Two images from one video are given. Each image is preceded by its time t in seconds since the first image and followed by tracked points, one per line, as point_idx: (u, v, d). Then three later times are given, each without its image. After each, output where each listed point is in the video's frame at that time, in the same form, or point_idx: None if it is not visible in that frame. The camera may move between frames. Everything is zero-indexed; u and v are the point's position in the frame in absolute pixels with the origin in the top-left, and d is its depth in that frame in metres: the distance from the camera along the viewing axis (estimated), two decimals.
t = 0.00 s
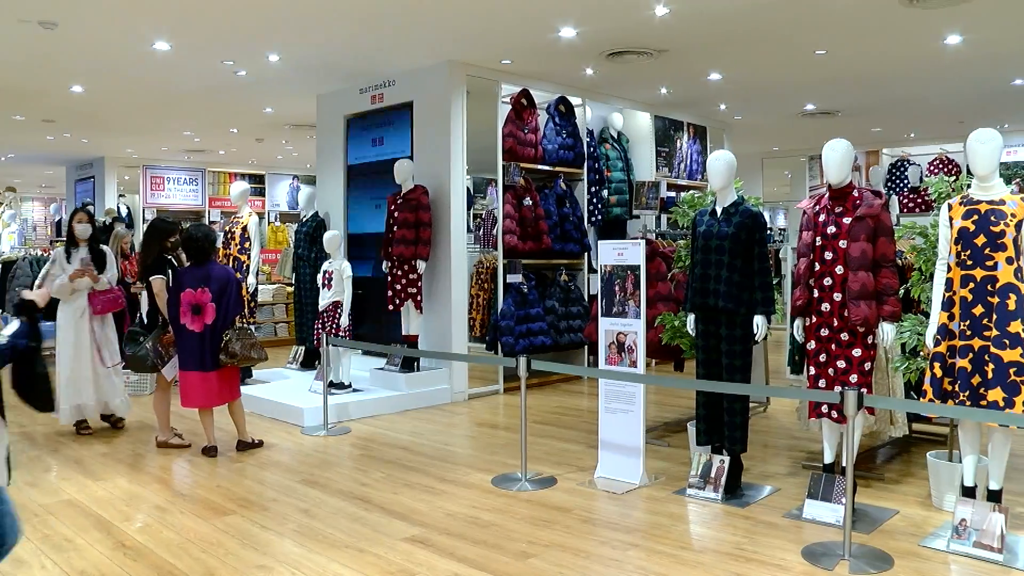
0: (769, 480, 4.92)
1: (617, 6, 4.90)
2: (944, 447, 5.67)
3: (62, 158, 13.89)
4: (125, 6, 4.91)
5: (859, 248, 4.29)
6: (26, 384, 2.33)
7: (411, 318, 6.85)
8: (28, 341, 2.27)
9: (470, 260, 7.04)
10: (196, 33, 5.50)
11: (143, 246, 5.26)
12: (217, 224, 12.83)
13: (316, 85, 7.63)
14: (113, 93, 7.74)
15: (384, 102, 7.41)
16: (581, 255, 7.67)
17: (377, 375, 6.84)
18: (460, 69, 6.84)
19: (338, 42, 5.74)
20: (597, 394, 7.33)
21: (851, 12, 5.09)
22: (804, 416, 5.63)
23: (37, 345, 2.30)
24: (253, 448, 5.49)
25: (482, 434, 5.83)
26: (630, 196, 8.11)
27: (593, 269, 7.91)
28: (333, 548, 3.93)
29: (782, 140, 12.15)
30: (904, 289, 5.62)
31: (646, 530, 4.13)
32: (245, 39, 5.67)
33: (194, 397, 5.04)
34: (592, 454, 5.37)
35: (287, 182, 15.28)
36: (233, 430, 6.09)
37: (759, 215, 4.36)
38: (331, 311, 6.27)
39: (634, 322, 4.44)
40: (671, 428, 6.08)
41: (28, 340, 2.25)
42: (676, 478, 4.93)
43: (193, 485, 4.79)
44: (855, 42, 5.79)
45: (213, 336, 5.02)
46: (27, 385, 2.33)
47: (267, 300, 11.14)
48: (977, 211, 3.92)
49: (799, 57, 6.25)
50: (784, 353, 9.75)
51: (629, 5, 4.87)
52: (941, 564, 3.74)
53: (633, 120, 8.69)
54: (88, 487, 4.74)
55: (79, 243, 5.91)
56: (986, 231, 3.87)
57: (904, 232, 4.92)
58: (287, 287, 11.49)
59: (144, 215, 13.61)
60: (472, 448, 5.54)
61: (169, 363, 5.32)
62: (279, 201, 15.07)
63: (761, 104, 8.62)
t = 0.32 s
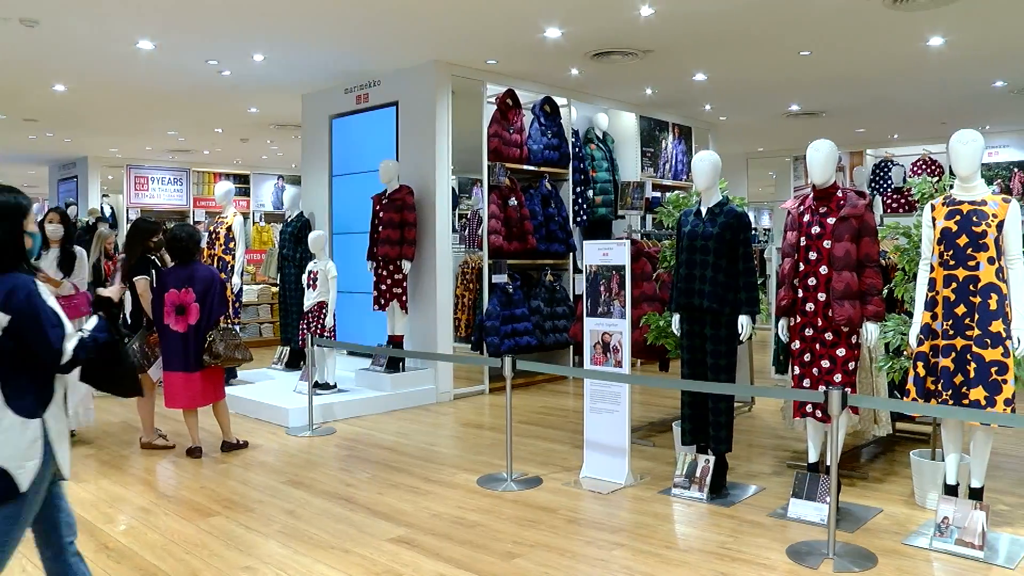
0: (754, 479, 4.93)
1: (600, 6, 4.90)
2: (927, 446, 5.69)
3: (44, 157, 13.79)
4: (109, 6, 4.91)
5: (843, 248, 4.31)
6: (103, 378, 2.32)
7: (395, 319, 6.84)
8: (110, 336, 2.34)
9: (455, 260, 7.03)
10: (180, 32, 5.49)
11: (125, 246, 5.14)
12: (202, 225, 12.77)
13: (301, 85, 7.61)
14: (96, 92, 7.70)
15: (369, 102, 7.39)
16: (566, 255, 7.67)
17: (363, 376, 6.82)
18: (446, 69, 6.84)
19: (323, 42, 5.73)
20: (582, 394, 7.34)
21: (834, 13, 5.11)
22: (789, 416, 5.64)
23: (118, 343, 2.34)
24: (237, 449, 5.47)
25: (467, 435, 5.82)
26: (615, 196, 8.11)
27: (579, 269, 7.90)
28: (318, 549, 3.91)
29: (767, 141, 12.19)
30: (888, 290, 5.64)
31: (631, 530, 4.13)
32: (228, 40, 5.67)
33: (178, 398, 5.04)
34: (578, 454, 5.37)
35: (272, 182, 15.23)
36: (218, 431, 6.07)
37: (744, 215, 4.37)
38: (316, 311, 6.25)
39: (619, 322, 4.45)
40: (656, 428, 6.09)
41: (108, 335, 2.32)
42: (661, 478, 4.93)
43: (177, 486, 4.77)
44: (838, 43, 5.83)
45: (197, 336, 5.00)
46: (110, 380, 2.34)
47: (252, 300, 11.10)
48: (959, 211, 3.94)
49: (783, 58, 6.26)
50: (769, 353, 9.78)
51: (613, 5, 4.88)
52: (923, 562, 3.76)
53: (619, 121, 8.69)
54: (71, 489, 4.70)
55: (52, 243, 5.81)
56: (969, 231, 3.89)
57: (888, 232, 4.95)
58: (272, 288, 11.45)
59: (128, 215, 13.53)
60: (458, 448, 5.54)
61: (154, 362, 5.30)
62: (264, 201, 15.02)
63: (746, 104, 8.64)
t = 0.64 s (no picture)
0: (739, 478, 4.95)
1: (584, 7, 4.90)
2: (910, 445, 5.73)
3: (26, 157, 13.68)
4: (92, 5, 4.89)
5: (827, 248, 4.33)
6: (152, 352, 2.61)
7: (381, 319, 6.82)
8: (167, 314, 2.63)
9: (441, 259, 7.03)
10: (163, 31, 5.46)
11: (108, 245, 5.05)
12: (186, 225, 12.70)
13: (286, 84, 7.59)
14: (78, 92, 7.67)
15: (355, 102, 7.38)
16: (551, 255, 7.67)
17: (348, 376, 6.81)
18: (431, 68, 6.83)
19: (309, 42, 5.73)
20: (567, 394, 7.34)
21: (817, 15, 5.14)
22: (773, 416, 5.66)
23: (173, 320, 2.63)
24: (222, 450, 5.44)
25: (452, 435, 5.82)
26: (601, 196, 8.11)
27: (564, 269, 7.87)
28: (302, 550, 3.90)
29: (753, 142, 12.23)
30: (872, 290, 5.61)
31: (617, 530, 4.14)
32: (212, 39, 5.66)
33: (161, 398, 5.06)
34: (563, 454, 5.37)
35: (258, 183, 15.15)
36: (203, 432, 6.03)
37: (729, 215, 4.38)
38: (300, 311, 6.24)
39: (604, 322, 4.46)
40: (642, 427, 6.09)
41: (164, 313, 2.61)
42: (646, 478, 4.94)
43: (162, 488, 4.74)
44: (822, 44, 5.85)
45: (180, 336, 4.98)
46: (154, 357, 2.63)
47: (237, 300, 11.05)
48: (942, 211, 3.96)
49: (768, 59, 6.28)
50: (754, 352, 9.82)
51: (597, 6, 4.88)
52: (907, 560, 3.79)
53: (604, 121, 8.70)
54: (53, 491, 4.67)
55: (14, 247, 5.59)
56: (951, 231, 3.91)
57: (872, 232, 4.99)
58: (257, 288, 11.40)
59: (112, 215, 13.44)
60: (443, 448, 5.53)
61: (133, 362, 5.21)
62: (249, 201, 14.97)
63: (732, 104, 8.67)
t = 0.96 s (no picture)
0: (722, 478, 4.97)
1: (567, 7, 4.90)
2: (891, 444, 5.76)
3: (7, 156, 13.56)
4: (73, 4, 4.86)
5: (810, 248, 4.34)
6: (208, 335, 2.82)
7: (364, 320, 6.83)
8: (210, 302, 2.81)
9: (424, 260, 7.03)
10: (146, 30, 5.43)
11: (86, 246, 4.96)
12: (169, 226, 12.63)
13: (269, 84, 7.56)
14: (60, 91, 7.61)
15: (338, 102, 7.36)
16: (535, 256, 7.68)
17: (332, 377, 6.78)
18: (415, 69, 6.82)
19: (295, 42, 5.71)
20: (551, 394, 7.35)
21: (799, 17, 5.16)
22: (757, 416, 5.68)
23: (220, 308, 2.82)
24: (205, 452, 5.41)
25: (436, 435, 5.81)
26: (585, 197, 8.11)
27: (547, 269, 7.87)
28: (286, 552, 3.89)
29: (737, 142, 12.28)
30: (854, 290, 5.63)
31: (601, 530, 4.14)
32: (196, 39, 5.63)
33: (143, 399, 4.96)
34: (546, 454, 5.38)
35: (240, 182, 15.27)
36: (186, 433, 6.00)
37: (712, 215, 4.39)
38: (284, 311, 6.22)
39: (588, 322, 4.46)
40: (625, 427, 6.10)
41: (211, 302, 2.81)
42: (630, 477, 4.95)
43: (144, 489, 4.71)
44: (805, 46, 5.88)
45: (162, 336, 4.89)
46: (208, 338, 2.84)
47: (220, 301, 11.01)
48: (923, 212, 3.98)
49: (751, 60, 6.30)
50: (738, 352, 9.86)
51: (579, 6, 4.89)
52: (888, 558, 3.81)
53: (587, 121, 8.71)
54: (34, 494, 4.63)
55: None
56: (932, 232, 3.94)
57: (854, 232, 5.03)
58: (240, 288, 11.36)
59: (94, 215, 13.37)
60: (427, 448, 5.52)
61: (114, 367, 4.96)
62: (232, 202, 14.95)
63: (715, 105, 8.70)
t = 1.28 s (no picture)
0: (704, 477, 4.98)
1: (547, 6, 4.90)
2: (872, 442, 5.80)
3: None
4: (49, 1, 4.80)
5: (791, 248, 4.38)
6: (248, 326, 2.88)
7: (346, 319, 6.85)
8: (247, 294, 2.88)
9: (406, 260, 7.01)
10: (126, 28, 5.38)
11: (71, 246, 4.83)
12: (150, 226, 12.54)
13: (251, 83, 7.51)
14: (39, 89, 7.53)
15: (320, 102, 7.35)
16: (517, 255, 7.69)
17: (313, 377, 6.76)
18: (397, 69, 6.81)
19: (280, 41, 5.70)
20: (533, 394, 7.36)
21: (780, 18, 5.18)
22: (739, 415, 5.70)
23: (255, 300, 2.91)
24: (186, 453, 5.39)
25: (418, 435, 5.80)
26: (567, 197, 8.13)
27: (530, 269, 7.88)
28: (268, 553, 3.87)
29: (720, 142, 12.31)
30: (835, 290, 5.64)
31: (583, 529, 4.15)
32: (177, 37, 5.58)
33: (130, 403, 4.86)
34: (528, 454, 5.37)
35: (221, 182, 15.15)
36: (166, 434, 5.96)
37: (694, 216, 4.40)
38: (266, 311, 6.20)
39: (570, 322, 4.47)
40: (607, 427, 6.10)
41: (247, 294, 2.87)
42: (612, 477, 4.95)
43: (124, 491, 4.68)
44: (786, 47, 5.91)
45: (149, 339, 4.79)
46: (247, 328, 2.90)
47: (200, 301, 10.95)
48: (902, 212, 4.01)
49: (733, 60, 6.32)
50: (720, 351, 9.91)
51: (560, 5, 4.88)
52: (868, 555, 3.83)
53: (569, 121, 8.73)
54: (11, 496, 4.58)
55: None
56: (912, 231, 3.96)
57: (835, 233, 5.08)
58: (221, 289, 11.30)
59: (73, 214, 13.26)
60: (410, 449, 5.52)
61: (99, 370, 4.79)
62: (213, 202, 14.89)
63: (696, 105, 8.73)
